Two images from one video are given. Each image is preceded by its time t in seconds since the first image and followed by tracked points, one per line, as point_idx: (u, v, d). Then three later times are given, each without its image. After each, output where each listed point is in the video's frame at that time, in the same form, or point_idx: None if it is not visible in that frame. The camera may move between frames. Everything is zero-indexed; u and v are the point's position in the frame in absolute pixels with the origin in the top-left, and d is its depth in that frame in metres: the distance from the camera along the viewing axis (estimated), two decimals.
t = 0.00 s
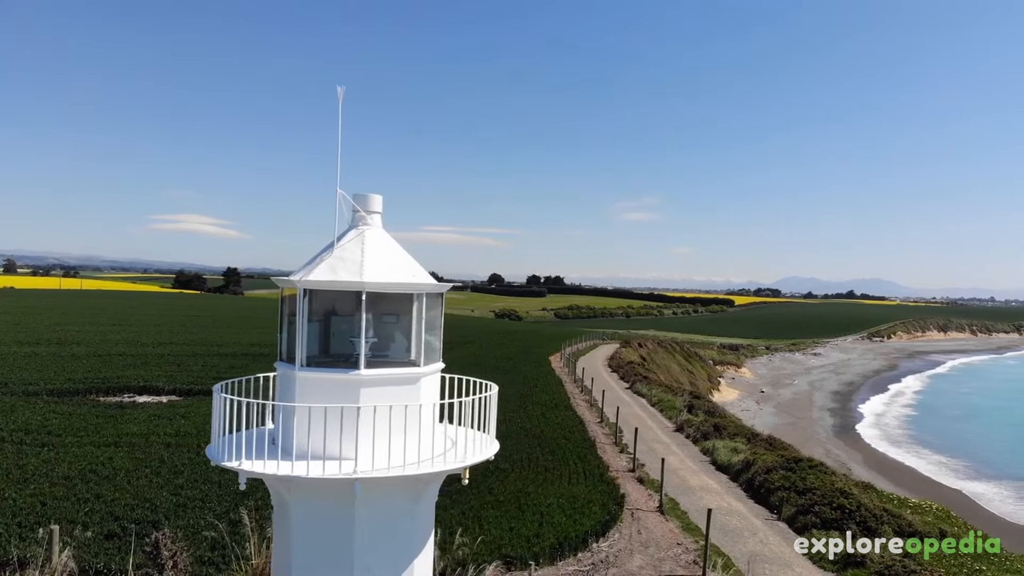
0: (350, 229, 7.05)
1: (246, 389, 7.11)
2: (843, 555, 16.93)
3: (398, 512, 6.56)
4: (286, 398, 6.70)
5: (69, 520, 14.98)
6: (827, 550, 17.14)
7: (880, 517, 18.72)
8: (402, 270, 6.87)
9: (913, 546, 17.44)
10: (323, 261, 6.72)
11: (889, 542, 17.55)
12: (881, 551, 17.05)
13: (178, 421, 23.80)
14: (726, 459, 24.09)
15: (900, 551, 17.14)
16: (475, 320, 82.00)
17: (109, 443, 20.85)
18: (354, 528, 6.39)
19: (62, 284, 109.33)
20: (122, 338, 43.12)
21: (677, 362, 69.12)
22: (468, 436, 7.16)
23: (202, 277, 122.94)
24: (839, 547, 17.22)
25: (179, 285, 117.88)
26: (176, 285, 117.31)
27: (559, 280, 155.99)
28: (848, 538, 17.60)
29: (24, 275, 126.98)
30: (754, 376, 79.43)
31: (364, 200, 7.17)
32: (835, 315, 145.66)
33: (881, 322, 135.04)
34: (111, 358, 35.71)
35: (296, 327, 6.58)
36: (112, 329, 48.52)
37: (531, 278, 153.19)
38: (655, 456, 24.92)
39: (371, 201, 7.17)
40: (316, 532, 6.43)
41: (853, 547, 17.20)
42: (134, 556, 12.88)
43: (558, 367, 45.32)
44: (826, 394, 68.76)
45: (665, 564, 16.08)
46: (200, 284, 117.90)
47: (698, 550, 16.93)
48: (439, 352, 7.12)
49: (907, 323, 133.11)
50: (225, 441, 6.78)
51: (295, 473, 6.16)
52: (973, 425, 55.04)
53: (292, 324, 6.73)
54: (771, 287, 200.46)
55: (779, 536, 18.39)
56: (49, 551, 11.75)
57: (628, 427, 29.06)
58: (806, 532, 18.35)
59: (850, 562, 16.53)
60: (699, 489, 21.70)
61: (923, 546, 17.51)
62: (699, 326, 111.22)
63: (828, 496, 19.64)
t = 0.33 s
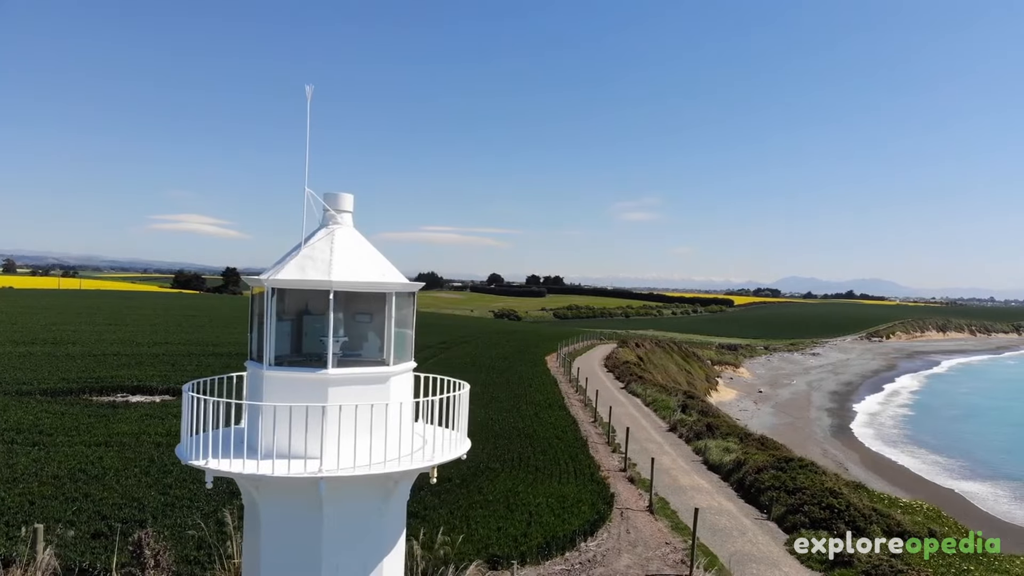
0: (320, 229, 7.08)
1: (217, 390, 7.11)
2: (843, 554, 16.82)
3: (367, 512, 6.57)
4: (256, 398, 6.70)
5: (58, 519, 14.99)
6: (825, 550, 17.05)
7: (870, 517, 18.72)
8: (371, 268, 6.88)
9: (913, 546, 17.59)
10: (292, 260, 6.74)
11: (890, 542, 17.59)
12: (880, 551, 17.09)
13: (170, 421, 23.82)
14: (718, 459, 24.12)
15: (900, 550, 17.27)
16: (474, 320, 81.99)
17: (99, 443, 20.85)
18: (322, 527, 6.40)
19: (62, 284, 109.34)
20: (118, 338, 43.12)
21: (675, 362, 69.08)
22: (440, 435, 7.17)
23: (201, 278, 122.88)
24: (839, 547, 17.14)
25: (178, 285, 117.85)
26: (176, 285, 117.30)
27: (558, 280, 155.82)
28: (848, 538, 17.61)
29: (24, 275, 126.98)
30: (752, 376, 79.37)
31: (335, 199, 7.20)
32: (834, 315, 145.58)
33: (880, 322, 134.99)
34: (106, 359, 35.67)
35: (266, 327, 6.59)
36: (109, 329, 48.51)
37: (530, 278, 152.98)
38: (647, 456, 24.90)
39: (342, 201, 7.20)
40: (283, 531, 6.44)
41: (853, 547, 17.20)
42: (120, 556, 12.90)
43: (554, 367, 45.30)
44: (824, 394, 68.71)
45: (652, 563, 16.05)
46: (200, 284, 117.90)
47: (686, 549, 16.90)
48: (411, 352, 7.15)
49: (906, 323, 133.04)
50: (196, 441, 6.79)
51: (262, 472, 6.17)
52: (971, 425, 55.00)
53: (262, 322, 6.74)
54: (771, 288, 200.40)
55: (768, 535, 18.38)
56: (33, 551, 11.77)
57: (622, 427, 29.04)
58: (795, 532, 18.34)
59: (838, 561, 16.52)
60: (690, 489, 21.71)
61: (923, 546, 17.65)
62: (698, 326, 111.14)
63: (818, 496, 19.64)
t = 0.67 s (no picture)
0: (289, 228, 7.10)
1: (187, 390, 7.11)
2: (844, 554, 16.74)
3: (335, 511, 6.57)
4: (224, 396, 6.71)
5: (45, 518, 15.02)
6: (825, 549, 16.93)
7: (858, 517, 18.71)
8: (340, 268, 6.88)
9: (916, 547, 17.72)
10: (260, 259, 6.75)
11: (892, 542, 17.64)
12: (880, 550, 17.10)
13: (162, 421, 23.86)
14: (709, 459, 24.12)
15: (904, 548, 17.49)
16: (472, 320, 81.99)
17: (90, 443, 20.86)
18: (288, 526, 6.40)
19: (60, 284, 109.26)
20: (113, 338, 43.10)
21: (672, 362, 69.10)
22: (412, 434, 7.19)
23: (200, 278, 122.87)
24: (838, 547, 17.05)
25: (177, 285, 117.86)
26: (174, 285, 117.27)
27: (557, 280, 155.80)
28: (848, 538, 17.59)
29: (22, 275, 126.95)
30: (750, 376, 79.33)
31: (305, 198, 7.23)
32: (833, 315, 145.53)
33: (879, 322, 134.90)
34: (100, 359, 35.65)
35: (234, 326, 6.61)
36: (105, 329, 48.50)
37: (530, 278, 153.01)
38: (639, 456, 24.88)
39: (312, 199, 7.22)
40: (250, 531, 6.45)
41: (853, 547, 17.18)
42: (102, 556, 12.94)
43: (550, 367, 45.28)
44: (822, 394, 68.69)
45: (639, 562, 16.02)
46: (199, 284, 117.91)
47: (673, 549, 16.87)
48: (382, 351, 7.16)
49: (905, 323, 133.01)
50: (164, 441, 6.77)
51: (228, 471, 6.19)
52: (968, 425, 54.96)
53: (230, 322, 6.74)
54: (771, 288, 200.37)
55: (757, 535, 18.37)
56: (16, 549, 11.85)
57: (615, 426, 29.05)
58: (784, 532, 18.34)
59: (825, 561, 16.50)
60: (680, 488, 21.71)
61: (925, 546, 17.79)
62: (697, 327, 111.03)
63: (807, 496, 19.63)
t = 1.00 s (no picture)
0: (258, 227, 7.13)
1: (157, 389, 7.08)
2: (843, 554, 16.75)
3: (302, 510, 6.58)
4: (192, 394, 6.70)
5: (31, 517, 15.02)
6: (825, 550, 16.84)
7: (847, 516, 18.69)
8: (308, 265, 6.90)
9: (915, 546, 17.88)
10: (227, 258, 6.76)
11: (892, 542, 17.75)
12: (880, 551, 17.14)
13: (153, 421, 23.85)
14: (700, 458, 24.13)
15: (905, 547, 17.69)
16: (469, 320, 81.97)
17: (80, 443, 20.84)
18: (255, 526, 6.40)
19: (59, 283, 109.36)
20: (109, 338, 43.10)
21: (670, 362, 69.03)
22: (382, 433, 7.19)
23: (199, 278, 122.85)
24: (838, 547, 17.05)
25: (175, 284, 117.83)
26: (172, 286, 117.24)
27: (557, 280, 155.73)
28: (848, 538, 17.59)
29: (21, 275, 126.93)
30: (748, 376, 79.27)
31: (274, 197, 7.26)
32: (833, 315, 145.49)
33: (878, 322, 134.88)
34: (95, 359, 35.64)
35: (203, 326, 6.61)
36: (100, 329, 48.51)
37: (529, 277, 153.00)
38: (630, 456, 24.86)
39: (280, 198, 7.25)
40: (217, 530, 6.45)
41: (853, 547, 17.20)
42: (86, 555, 12.96)
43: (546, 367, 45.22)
44: (820, 394, 68.64)
45: (626, 562, 16.00)
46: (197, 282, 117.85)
47: (661, 549, 16.85)
48: (352, 350, 7.18)
49: (904, 323, 133.01)
50: (134, 441, 6.76)
51: (193, 470, 6.19)
52: (965, 425, 54.93)
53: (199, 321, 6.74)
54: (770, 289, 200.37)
55: (746, 535, 18.37)
56: None
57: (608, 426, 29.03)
58: (772, 532, 18.35)
59: (812, 561, 16.47)
60: (670, 488, 21.68)
61: (924, 546, 17.93)
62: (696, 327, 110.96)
63: (796, 496, 19.64)
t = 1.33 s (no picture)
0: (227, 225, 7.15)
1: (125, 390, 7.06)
2: (841, 554, 16.73)
3: (268, 508, 6.57)
4: (161, 392, 6.71)
5: (17, 517, 15.01)
6: (823, 550, 16.78)
7: (835, 516, 18.68)
8: (276, 264, 6.90)
9: (913, 547, 17.92)
10: (194, 256, 6.77)
11: (891, 543, 17.77)
12: (878, 551, 17.13)
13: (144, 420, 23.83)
14: (691, 458, 24.10)
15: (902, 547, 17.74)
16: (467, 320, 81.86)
17: (69, 443, 20.79)
18: (221, 524, 6.40)
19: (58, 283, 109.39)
20: (104, 338, 43.06)
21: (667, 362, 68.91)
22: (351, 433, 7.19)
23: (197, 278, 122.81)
24: (837, 547, 17.02)
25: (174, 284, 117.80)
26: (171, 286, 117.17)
27: (556, 280, 155.65)
28: (847, 539, 17.55)
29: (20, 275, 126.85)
30: (746, 376, 79.16)
31: (243, 197, 7.28)
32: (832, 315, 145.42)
33: (877, 322, 134.77)
34: (89, 359, 35.58)
35: (171, 324, 6.61)
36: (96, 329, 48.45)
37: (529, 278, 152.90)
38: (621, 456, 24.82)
39: (250, 198, 7.27)
40: (183, 528, 6.46)
41: (852, 547, 17.16)
42: (69, 554, 12.97)
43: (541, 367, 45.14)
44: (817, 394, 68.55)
45: (613, 561, 15.96)
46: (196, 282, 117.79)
47: (648, 548, 16.83)
48: (321, 350, 7.18)
49: (903, 323, 132.99)
50: (103, 441, 6.76)
51: (157, 468, 6.20)
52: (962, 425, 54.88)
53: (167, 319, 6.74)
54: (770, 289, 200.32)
55: (734, 535, 18.35)
56: None
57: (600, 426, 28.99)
58: (761, 531, 18.34)
59: (799, 560, 16.44)
60: (660, 488, 21.67)
61: (922, 547, 18.02)
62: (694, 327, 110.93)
63: (785, 496, 19.64)
